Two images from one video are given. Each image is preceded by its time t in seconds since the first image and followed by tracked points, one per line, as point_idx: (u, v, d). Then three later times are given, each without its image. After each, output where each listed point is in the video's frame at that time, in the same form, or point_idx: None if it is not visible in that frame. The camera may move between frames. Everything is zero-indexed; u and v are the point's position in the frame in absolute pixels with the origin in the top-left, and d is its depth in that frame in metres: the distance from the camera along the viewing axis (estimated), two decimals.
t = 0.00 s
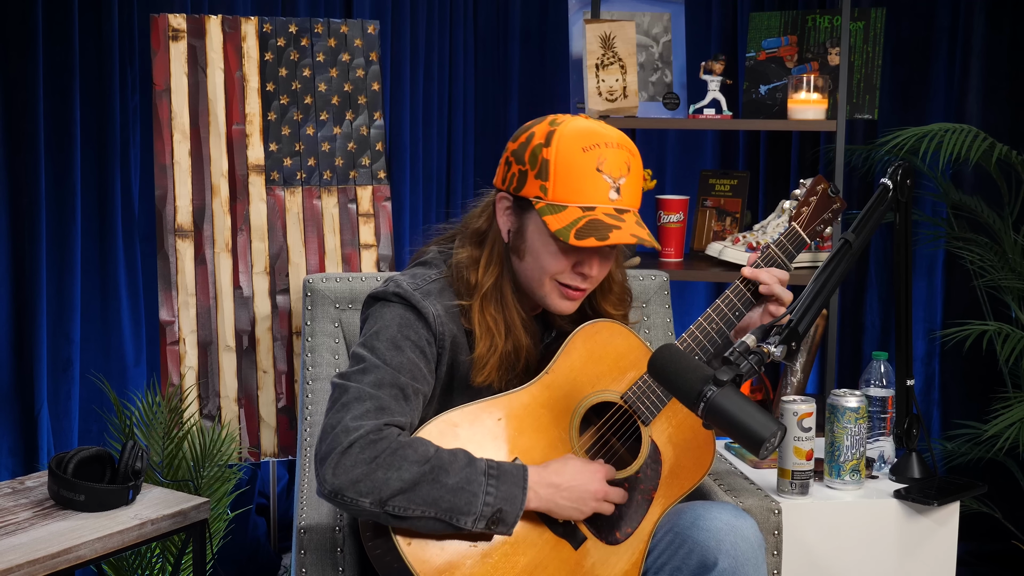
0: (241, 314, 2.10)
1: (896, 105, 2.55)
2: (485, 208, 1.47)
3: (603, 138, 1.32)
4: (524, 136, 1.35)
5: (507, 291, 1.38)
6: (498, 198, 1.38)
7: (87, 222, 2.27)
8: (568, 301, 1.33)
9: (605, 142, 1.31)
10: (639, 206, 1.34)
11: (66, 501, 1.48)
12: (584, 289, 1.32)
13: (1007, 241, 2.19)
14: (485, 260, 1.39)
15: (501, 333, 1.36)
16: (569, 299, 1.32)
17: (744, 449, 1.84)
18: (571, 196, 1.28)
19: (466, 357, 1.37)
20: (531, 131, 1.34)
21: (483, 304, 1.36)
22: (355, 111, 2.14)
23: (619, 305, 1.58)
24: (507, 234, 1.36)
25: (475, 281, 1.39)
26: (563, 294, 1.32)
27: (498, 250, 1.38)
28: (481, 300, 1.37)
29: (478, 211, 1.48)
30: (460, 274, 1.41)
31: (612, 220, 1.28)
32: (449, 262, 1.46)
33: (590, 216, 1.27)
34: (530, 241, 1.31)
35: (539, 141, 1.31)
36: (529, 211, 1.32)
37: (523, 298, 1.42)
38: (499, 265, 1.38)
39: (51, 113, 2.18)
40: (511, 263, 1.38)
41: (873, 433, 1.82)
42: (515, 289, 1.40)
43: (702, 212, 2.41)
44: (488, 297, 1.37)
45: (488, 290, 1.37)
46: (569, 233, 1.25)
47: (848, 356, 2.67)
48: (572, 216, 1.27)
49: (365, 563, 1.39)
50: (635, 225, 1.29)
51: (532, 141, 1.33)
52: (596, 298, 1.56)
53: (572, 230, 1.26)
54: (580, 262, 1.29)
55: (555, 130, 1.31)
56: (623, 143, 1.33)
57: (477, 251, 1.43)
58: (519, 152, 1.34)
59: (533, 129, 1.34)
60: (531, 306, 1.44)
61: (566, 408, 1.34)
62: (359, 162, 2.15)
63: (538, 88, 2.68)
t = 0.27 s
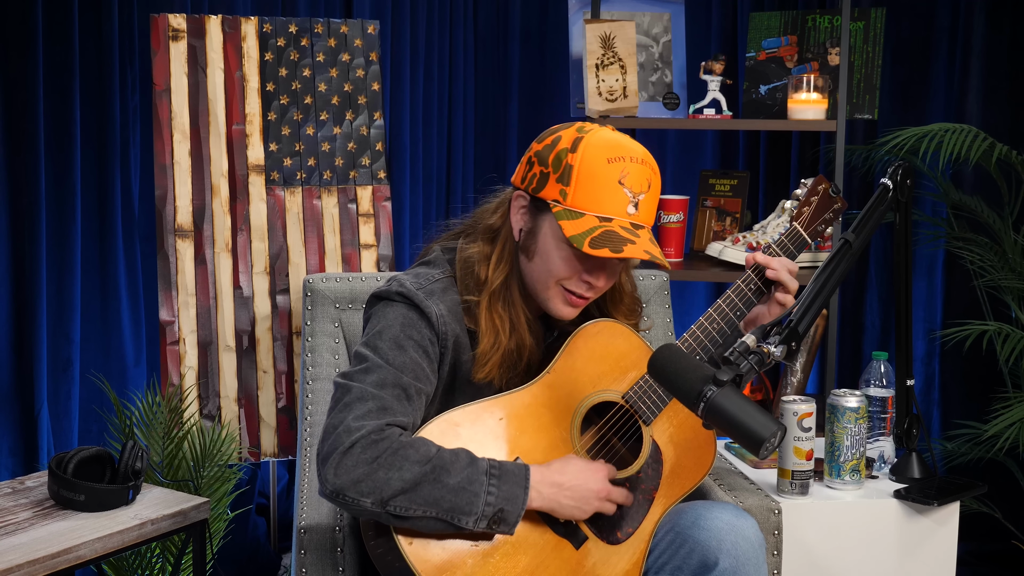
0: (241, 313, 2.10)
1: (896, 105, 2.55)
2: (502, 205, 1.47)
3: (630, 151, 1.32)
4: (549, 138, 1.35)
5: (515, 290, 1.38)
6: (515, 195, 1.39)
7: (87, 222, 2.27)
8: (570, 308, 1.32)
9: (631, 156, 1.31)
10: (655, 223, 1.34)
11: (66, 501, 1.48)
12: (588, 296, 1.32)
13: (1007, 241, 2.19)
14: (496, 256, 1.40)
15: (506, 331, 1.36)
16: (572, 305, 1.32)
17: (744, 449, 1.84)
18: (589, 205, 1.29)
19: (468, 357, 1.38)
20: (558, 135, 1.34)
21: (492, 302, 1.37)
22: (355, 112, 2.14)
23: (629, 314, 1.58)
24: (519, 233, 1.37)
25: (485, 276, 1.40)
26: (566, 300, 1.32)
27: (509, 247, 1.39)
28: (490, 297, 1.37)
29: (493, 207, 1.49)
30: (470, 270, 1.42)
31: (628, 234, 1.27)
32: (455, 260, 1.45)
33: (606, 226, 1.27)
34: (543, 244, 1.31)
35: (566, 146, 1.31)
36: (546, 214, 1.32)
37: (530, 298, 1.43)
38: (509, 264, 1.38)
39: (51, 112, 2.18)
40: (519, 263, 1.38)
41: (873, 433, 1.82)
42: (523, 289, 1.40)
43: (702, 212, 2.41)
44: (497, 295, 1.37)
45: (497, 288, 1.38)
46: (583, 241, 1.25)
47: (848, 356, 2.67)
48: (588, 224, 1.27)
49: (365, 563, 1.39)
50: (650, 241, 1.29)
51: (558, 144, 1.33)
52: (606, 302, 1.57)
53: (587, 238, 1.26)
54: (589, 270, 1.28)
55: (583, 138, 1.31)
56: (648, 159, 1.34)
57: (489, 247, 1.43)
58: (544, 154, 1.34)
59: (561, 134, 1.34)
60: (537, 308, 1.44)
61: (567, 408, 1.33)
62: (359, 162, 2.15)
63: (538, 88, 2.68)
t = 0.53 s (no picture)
0: (241, 314, 2.10)
1: (896, 105, 2.55)
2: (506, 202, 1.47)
3: (635, 149, 1.32)
4: (555, 135, 1.35)
5: (518, 286, 1.39)
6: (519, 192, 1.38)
7: (87, 222, 2.27)
8: (572, 304, 1.33)
9: (637, 153, 1.32)
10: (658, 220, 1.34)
11: (66, 501, 1.48)
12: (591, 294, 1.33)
13: (1007, 241, 2.19)
14: (500, 253, 1.40)
15: (509, 327, 1.36)
16: (574, 302, 1.33)
17: (744, 449, 1.84)
18: (597, 201, 1.29)
19: (468, 355, 1.38)
20: (563, 132, 1.34)
21: (496, 298, 1.37)
22: (355, 111, 2.14)
23: (631, 314, 1.58)
24: (524, 229, 1.38)
25: (488, 274, 1.39)
26: (570, 297, 1.32)
27: (514, 243, 1.39)
28: (494, 294, 1.37)
29: (495, 204, 1.49)
30: (473, 267, 1.41)
31: (634, 230, 1.28)
32: (457, 257, 1.45)
33: (614, 223, 1.27)
34: (548, 241, 1.32)
35: (573, 143, 1.31)
36: (552, 210, 1.32)
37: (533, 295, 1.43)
38: (513, 262, 1.39)
39: (51, 112, 2.18)
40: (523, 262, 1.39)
41: (873, 433, 1.81)
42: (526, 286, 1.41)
43: (702, 212, 2.41)
44: (501, 292, 1.37)
45: (501, 285, 1.38)
46: (591, 236, 1.25)
47: (848, 356, 2.67)
48: (595, 220, 1.27)
49: (365, 563, 1.39)
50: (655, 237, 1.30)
51: (564, 141, 1.32)
52: (609, 303, 1.57)
53: (595, 233, 1.26)
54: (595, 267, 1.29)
55: (589, 135, 1.31)
56: (652, 157, 1.34)
57: (494, 243, 1.43)
58: (549, 151, 1.33)
59: (566, 131, 1.34)
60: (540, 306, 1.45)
61: (567, 408, 1.33)
62: (359, 162, 2.15)
63: (538, 88, 2.68)
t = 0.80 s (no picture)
0: (241, 314, 2.10)
1: (896, 105, 2.55)
2: (478, 198, 1.45)
3: (595, 124, 1.32)
4: (514, 124, 1.34)
5: (505, 279, 1.38)
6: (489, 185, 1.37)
7: (87, 223, 2.27)
8: (562, 290, 1.34)
9: (597, 128, 1.32)
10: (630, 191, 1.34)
11: (66, 501, 1.48)
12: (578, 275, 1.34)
13: (1007, 241, 2.19)
14: (481, 250, 1.39)
15: (503, 322, 1.36)
16: (563, 288, 1.33)
17: (744, 449, 1.84)
18: (565, 181, 1.28)
19: (467, 352, 1.38)
20: (521, 119, 1.34)
21: (483, 292, 1.36)
22: (355, 111, 2.14)
23: (613, 292, 1.56)
24: (501, 223, 1.36)
25: (472, 271, 1.39)
26: (558, 283, 1.33)
27: (493, 239, 1.38)
28: (481, 289, 1.36)
29: (468, 206, 1.48)
30: (458, 266, 1.41)
31: (607, 204, 1.28)
32: (444, 257, 1.45)
33: (585, 201, 1.27)
34: (525, 228, 1.31)
35: (532, 128, 1.31)
36: (523, 197, 1.31)
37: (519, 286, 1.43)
38: (496, 255, 1.38)
39: (51, 112, 2.18)
40: (506, 254, 1.38)
41: (873, 433, 1.81)
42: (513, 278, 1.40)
43: (702, 212, 2.42)
44: (487, 286, 1.36)
45: (487, 279, 1.37)
46: (565, 217, 1.25)
47: (849, 356, 2.67)
48: (566, 201, 1.27)
49: (365, 563, 1.39)
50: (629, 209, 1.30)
51: (523, 128, 1.32)
52: (590, 285, 1.53)
53: (568, 214, 1.26)
54: (573, 247, 1.30)
55: (546, 118, 1.31)
56: (613, 129, 1.34)
57: (472, 241, 1.42)
58: (510, 141, 1.33)
59: (523, 118, 1.33)
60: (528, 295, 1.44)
61: (567, 407, 1.33)
62: (359, 162, 2.15)
63: (539, 89, 2.68)
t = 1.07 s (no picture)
0: (241, 314, 2.10)
1: (896, 105, 2.55)
2: (459, 200, 1.48)
3: (563, 125, 1.31)
4: (486, 128, 1.36)
5: (486, 278, 1.38)
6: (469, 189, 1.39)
7: (87, 223, 2.27)
8: (544, 291, 1.35)
9: (566, 130, 1.31)
10: (605, 190, 1.34)
11: (66, 501, 1.48)
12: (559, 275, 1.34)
13: (1006, 240, 2.19)
14: (461, 251, 1.40)
15: (487, 321, 1.36)
16: (541, 288, 1.34)
17: (744, 449, 1.84)
18: (534, 187, 1.28)
19: (459, 352, 1.37)
20: (493, 122, 1.35)
21: (462, 290, 1.37)
22: (355, 112, 2.14)
23: (600, 286, 1.56)
24: (481, 225, 1.37)
25: (452, 273, 1.40)
26: (538, 284, 1.34)
27: (473, 239, 1.39)
28: (460, 287, 1.37)
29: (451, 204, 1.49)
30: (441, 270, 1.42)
31: (576, 209, 1.28)
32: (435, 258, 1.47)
33: (553, 207, 1.28)
34: (499, 232, 1.33)
35: (500, 134, 1.31)
36: (496, 202, 1.33)
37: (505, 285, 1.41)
38: (476, 256, 1.39)
39: (51, 112, 2.18)
40: (487, 253, 1.39)
41: (873, 433, 1.81)
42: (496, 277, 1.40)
43: (702, 212, 2.42)
44: (466, 285, 1.37)
45: (465, 278, 1.38)
46: (533, 226, 1.26)
47: (848, 356, 2.67)
48: (535, 207, 1.28)
49: (365, 563, 1.39)
50: (601, 211, 1.29)
51: (493, 133, 1.33)
52: (575, 280, 1.54)
53: (536, 222, 1.26)
54: (549, 251, 1.30)
55: (514, 122, 1.31)
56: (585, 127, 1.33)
57: (454, 242, 1.44)
58: (483, 146, 1.34)
59: (495, 122, 1.34)
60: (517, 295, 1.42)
61: (564, 407, 1.33)
62: (359, 162, 2.15)
63: (539, 89, 2.68)
